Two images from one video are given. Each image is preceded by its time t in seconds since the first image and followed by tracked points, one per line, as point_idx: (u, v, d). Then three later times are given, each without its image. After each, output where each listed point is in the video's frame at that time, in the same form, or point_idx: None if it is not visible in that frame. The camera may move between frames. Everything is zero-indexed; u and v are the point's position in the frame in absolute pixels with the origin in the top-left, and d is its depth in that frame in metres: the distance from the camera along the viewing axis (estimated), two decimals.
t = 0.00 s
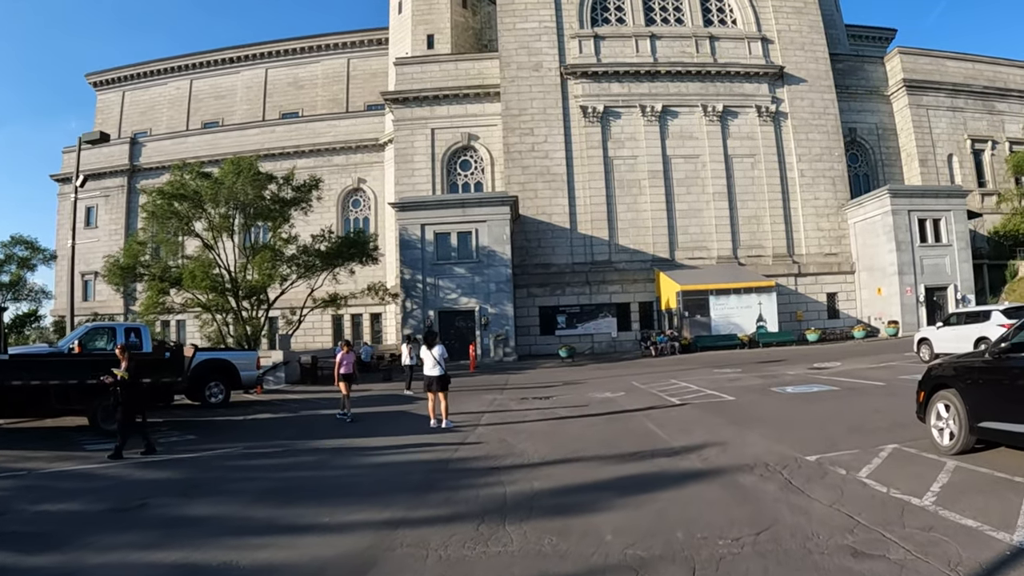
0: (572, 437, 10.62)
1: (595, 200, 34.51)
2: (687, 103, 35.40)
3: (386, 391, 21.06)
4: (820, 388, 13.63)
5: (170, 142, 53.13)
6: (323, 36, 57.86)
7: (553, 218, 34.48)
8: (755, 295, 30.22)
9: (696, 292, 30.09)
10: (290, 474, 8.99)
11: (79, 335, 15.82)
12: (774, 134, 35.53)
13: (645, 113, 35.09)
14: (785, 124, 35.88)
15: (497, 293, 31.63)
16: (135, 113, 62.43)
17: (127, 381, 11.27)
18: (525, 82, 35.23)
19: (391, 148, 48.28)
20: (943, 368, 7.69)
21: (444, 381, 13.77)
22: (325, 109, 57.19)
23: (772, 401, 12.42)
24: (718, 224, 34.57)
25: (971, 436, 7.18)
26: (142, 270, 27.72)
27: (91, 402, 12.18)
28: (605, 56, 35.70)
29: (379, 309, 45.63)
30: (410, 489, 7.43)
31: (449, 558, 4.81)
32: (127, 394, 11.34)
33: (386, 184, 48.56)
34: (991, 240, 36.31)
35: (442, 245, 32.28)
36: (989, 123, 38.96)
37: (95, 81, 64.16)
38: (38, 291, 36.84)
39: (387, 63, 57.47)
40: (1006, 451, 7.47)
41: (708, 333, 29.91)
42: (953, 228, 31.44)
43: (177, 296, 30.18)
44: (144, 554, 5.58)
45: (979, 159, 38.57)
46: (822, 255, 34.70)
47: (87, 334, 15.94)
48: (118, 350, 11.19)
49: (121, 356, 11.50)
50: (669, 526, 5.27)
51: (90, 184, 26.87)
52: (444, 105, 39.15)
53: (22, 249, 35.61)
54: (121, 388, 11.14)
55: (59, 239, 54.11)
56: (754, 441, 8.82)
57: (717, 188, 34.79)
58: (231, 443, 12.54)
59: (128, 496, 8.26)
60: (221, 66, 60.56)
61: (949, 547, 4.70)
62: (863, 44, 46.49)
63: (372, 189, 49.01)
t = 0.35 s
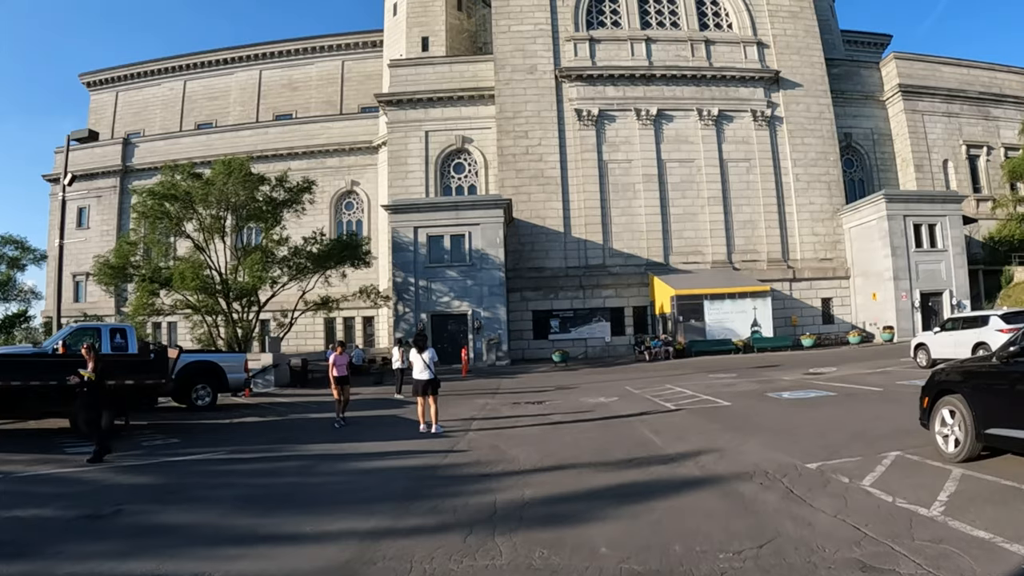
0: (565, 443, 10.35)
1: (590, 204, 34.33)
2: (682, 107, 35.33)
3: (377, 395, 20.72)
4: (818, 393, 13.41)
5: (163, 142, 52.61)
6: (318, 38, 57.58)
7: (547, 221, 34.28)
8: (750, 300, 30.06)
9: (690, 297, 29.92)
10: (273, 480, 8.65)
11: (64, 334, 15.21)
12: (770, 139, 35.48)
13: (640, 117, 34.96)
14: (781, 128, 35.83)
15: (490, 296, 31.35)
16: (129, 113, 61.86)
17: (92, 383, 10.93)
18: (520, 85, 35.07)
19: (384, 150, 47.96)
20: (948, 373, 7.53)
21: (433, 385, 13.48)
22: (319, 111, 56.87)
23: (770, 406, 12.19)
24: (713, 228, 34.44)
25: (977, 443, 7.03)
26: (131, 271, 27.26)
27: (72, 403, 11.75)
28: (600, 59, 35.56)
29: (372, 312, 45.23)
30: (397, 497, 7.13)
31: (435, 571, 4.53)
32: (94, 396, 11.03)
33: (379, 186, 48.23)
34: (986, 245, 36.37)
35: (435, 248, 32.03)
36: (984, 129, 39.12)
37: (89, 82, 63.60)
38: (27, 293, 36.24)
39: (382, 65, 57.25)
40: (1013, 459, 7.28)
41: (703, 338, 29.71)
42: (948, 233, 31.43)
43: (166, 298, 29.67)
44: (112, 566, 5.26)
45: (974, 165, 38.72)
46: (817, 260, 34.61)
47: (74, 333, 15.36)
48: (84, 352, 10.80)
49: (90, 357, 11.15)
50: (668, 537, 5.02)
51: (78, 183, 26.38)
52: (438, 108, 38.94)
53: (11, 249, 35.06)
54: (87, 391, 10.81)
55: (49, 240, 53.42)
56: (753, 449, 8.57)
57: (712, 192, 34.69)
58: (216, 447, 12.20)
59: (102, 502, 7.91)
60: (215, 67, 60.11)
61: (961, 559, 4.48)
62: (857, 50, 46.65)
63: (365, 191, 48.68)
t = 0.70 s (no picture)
0: (560, 453, 10.06)
1: (583, 209, 34.14)
2: (676, 113, 35.22)
3: (367, 401, 20.31)
4: (816, 401, 13.18)
5: (155, 145, 51.98)
6: (311, 41, 57.23)
7: (540, 226, 34.06)
8: (744, 306, 29.90)
9: (684, 304, 29.73)
10: (255, 492, 8.27)
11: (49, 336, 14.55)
12: (764, 146, 35.46)
13: (634, 122, 34.84)
14: (775, 134, 35.83)
15: (482, 302, 31.04)
16: (121, 115, 61.21)
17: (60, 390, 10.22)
18: (513, 89, 34.92)
19: (377, 155, 47.58)
20: (958, 383, 7.44)
21: (423, 393, 13.15)
22: (311, 114, 56.46)
23: (768, 415, 11.93)
24: (706, 234, 34.33)
25: (989, 455, 6.95)
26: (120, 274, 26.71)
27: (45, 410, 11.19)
28: (594, 64, 35.44)
29: (363, 317, 44.72)
30: (384, 512, 6.78)
31: None
32: (60, 406, 10.29)
33: (371, 191, 47.85)
34: (980, 253, 36.38)
35: (426, 253, 31.69)
36: (978, 136, 39.31)
37: (81, 83, 62.95)
38: (13, 296, 35.52)
39: (375, 69, 56.96)
40: None
41: (696, 345, 29.48)
42: (943, 241, 31.40)
43: (155, 302, 29.07)
44: None
45: (969, 172, 38.84)
46: (811, 267, 34.53)
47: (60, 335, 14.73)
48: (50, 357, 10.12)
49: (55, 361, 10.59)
50: (673, 555, 4.76)
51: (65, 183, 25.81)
52: (431, 112, 38.71)
53: None
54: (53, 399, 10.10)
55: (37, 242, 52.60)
56: (754, 461, 8.31)
57: (706, 198, 34.58)
58: (199, 456, 11.78)
59: (75, 514, 7.51)
60: (208, 70, 59.65)
61: None
62: (851, 58, 46.86)
63: (358, 196, 48.27)
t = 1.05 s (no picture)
0: (542, 467, 9.66)
1: (566, 218, 33.92)
2: (660, 123, 35.21)
3: (344, 412, 19.72)
4: (802, 414, 12.88)
5: (138, 149, 50.86)
6: (295, 47, 56.64)
7: (522, 236, 33.78)
8: (728, 317, 29.77)
9: (667, 314, 29.52)
10: (221, 508, 7.73)
11: (21, 340, 12.85)
12: (748, 156, 35.51)
13: (618, 132, 34.75)
14: (759, 145, 35.88)
15: (463, 311, 30.57)
16: (104, 119, 60.01)
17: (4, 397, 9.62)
18: (497, 98, 34.73)
19: (360, 162, 46.98)
20: (953, 396, 7.29)
21: (400, 405, 12.67)
22: (295, 120, 55.72)
23: (754, 427, 11.60)
24: (690, 244, 34.23)
25: (985, 470, 6.77)
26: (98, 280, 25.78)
27: None
28: (578, 73, 35.35)
29: (345, 325, 43.87)
30: (354, 531, 6.29)
31: None
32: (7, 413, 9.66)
33: (354, 198, 47.22)
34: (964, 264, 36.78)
35: (408, 261, 31.17)
36: (962, 148, 39.79)
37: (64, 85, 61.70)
38: None
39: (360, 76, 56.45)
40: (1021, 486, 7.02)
41: (680, 356, 29.27)
42: (927, 252, 31.60)
43: (132, 307, 28.08)
44: None
45: (952, 184, 39.28)
46: (795, 278, 34.56)
47: (35, 339, 13.06)
48: None
49: None
50: None
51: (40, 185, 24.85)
52: (414, 120, 38.34)
53: None
54: None
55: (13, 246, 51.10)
56: (744, 479, 7.96)
57: (689, 209, 34.53)
58: (166, 467, 11.15)
59: (24, 531, 6.90)
60: (192, 75, 58.78)
61: None
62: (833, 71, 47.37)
63: (340, 203, 47.61)
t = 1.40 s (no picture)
0: (509, 490, 9.13)
1: (538, 233, 33.65)
2: (634, 139, 35.23)
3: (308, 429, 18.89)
4: (775, 433, 12.55)
5: (108, 156, 49.19)
6: (268, 57, 55.64)
7: (493, 250, 33.41)
8: (699, 334, 29.61)
9: (638, 331, 29.26)
10: (161, 533, 7.03)
11: None
12: (721, 174, 35.59)
13: (592, 148, 34.71)
14: (732, 163, 36.03)
15: (433, 326, 29.86)
16: (74, 124, 58.24)
17: None
18: (470, 112, 34.49)
19: (332, 174, 46.07)
20: (936, 418, 7.06)
21: (360, 423, 11.94)
22: (267, 131, 54.52)
23: (727, 448, 11.22)
24: (662, 261, 34.14)
25: (969, 495, 6.51)
26: (60, 289, 24.41)
27: None
28: (553, 88, 35.25)
29: (313, 339, 42.59)
30: (303, 562, 5.69)
31: None
32: None
33: (325, 210, 46.23)
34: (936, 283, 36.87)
35: (378, 275, 30.46)
36: (933, 168, 39.70)
37: (34, 90, 59.90)
38: None
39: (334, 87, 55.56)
40: (1004, 510, 6.79)
41: (651, 374, 28.97)
42: (898, 270, 31.81)
43: (96, 317, 26.61)
44: None
45: (924, 203, 39.13)
46: (766, 296, 34.62)
47: None
48: None
49: None
50: None
51: None
52: (387, 132, 37.79)
53: None
54: None
55: None
56: (720, 503, 7.54)
57: (662, 226, 34.50)
58: (111, 486, 10.36)
59: None
60: (164, 83, 57.38)
61: None
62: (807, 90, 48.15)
63: (311, 215, 46.57)
